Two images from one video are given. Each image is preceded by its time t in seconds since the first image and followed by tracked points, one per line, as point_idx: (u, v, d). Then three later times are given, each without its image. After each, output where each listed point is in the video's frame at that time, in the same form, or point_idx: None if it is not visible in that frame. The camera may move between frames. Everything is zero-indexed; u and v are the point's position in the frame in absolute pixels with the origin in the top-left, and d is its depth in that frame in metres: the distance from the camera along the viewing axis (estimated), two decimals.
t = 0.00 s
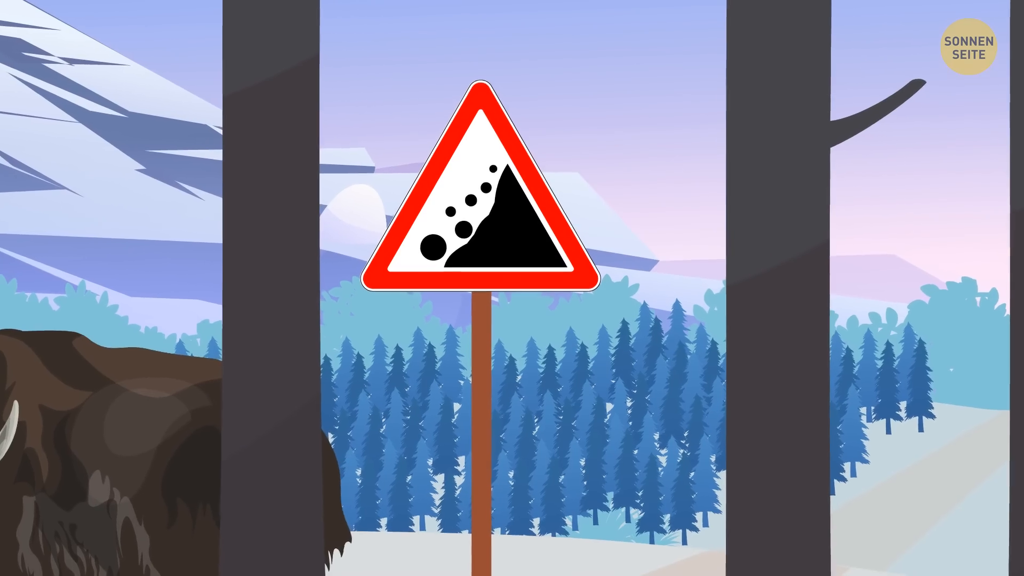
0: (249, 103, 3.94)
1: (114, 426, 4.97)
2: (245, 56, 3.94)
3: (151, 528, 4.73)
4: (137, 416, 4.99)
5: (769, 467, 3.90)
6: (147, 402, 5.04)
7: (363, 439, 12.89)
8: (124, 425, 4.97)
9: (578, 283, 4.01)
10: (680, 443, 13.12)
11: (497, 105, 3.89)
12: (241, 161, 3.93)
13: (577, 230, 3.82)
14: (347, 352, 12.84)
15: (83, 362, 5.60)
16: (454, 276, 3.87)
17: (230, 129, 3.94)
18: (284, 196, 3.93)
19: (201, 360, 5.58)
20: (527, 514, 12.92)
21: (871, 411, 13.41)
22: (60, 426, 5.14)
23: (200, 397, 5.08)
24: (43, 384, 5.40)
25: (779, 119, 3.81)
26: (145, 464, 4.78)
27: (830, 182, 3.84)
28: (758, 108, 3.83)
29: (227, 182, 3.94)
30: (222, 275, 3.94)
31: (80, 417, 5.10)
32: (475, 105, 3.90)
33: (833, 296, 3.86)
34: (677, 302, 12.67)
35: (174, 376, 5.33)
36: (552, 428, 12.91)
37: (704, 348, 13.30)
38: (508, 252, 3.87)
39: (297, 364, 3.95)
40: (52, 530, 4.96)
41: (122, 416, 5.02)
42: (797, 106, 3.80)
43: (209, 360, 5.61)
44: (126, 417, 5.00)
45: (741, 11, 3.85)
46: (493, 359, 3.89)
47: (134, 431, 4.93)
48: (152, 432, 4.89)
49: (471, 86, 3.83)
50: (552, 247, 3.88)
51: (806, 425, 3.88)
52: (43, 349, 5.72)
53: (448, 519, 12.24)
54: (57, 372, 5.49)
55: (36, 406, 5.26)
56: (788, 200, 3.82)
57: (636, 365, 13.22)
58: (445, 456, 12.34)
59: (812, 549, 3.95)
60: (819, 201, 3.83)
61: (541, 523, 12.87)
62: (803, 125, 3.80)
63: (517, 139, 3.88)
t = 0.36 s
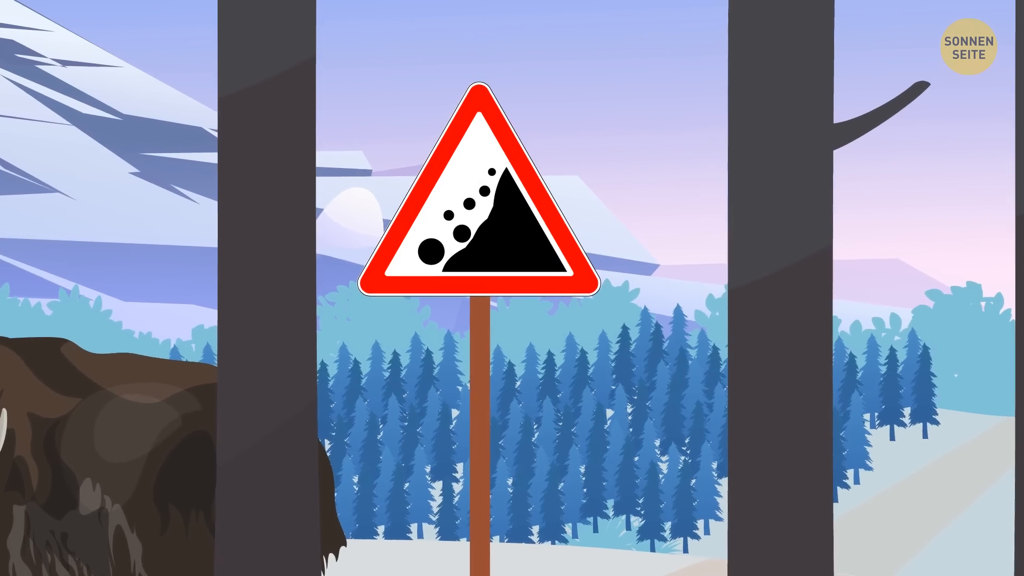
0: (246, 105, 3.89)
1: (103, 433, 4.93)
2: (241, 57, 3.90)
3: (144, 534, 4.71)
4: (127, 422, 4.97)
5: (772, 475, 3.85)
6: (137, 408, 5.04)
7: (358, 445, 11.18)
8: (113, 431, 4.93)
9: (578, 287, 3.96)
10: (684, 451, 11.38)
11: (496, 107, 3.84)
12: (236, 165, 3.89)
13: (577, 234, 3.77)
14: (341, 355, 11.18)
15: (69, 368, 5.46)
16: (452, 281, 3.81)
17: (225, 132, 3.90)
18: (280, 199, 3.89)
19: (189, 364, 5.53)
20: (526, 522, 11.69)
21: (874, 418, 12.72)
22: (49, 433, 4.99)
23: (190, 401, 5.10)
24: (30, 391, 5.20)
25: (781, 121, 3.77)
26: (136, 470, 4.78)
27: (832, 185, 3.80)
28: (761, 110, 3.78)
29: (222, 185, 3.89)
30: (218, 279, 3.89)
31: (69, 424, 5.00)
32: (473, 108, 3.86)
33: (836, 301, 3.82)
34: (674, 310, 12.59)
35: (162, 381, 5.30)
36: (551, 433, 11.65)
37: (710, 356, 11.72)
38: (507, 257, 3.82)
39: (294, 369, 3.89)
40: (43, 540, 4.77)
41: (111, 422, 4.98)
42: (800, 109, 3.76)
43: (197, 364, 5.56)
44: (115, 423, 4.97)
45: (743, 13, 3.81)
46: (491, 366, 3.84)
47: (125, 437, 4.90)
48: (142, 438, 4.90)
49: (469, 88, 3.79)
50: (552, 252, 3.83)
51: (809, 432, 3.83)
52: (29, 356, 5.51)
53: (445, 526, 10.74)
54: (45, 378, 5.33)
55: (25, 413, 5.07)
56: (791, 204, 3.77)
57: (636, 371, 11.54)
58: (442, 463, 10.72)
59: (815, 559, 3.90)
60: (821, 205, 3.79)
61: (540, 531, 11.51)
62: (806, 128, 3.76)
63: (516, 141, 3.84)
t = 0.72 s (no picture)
0: (243, 105, 3.86)
1: (105, 436, 4.87)
2: (239, 58, 3.87)
3: (143, 538, 4.62)
4: (129, 425, 4.89)
5: (772, 478, 3.83)
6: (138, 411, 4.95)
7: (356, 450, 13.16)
8: (115, 434, 4.86)
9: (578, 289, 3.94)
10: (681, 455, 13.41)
11: (495, 108, 3.82)
12: (232, 166, 3.86)
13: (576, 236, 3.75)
14: (342, 362, 13.39)
15: (74, 371, 5.47)
16: (451, 283, 3.79)
17: (222, 133, 3.87)
18: (277, 201, 3.86)
19: (194, 368, 5.46)
20: (527, 526, 13.19)
21: (878, 419, 14.48)
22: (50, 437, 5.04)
23: (193, 406, 4.96)
24: (31, 393, 5.28)
25: (782, 122, 3.75)
26: (136, 475, 4.68)
27: (834, 186, 3.77)
28: (761, 111, 3.76)
29: (220, 187, 3.87)
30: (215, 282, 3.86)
31: (70, 428, 4.99)
32: (472, 109, 3.84)
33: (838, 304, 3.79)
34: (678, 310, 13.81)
35: (164, 385, 5.21)
36: (552, 437, 13.25)
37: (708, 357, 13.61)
38: (507, 259, 3.80)
39: (291, 373, 3.87)
40: (41, 542, 4.86)
41: (113, 425, 4.91)
42: (801, 110, 3.74)
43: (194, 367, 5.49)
44: (117, 427, 4.89)
45: (743, 12, 3.79)
46: (490, 370, 3.82)
47: (126, 440, 4.82)
48: (143, 441, 4.80)
49: (468, 89, 3.77)
50: (552, 253, 3.81)
51: (809, 436, 3.80)
52: (31, 357, 5.66)
53: (444, 531, 12.93)
54: (45, 379, 5.39)
55: (26, 417, 5.14)
56: (792, 205, 3.75)
57: (636, 373, 13.81)
58: (441, 466, 12.82)
59: (818, 564, 3.87)
60: (823, 206, 3.77)
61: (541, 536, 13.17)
62: (807, 129, 3.74)
63: (515, 143, 3.81)
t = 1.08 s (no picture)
0: (254, 106, 3.90)
1: (118, 434, 4.91)
2: (248, 59, 3.91)
3: (155, 536, 4.68)
4: (142, 424, 4.94)
5: (776, 475, 3.86)
6: (152, 410, 5.00)
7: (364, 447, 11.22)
8: (129, 433, 4.91)
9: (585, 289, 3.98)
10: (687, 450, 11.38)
11: (501, 109, 3.87)
12: (242, 167, 3.90)
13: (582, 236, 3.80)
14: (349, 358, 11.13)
15: (88, 368, 5.51)
16: (458, 283, 3.84)
17: (232, 135, 3.91)
18: (287, 202, 3.90)
19: (206, 368, 5.45)
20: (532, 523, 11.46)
21: (879, 420, 11.83)
22: (64, 434, 5.07)
23: (206, 406, 5.03)
24: (46, 390, 5.33)
25: (786, 123, 3.79)
26: (150, 473, 4.73)
27: (837, 186, 3.81)
28: (765, 112, 3.80)
29: (229, 188, 3.91)
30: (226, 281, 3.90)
31: (85, 424, 5.03)
32: (479, 110, 3.89)
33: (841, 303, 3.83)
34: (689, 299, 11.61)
35: (177, 384, 5.23)
36: (558, 435, 11.38)
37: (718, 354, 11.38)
38: (513, 259, 3.85)
39: (300, 372, 3.91)
40: (54, 538, 4.89)
41: (127, 424, 4.96)
42: (805, 111, 3.78)
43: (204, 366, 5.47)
44: (132, 425, 4.95)
45: (748, 14, 3.83)
46: (496, 368, 3.85)
47: (140, 438, 4.88)
48: (157, 439, 4.85)
49: (476, 90, 3.82)
50: (558, 253, 3.85)
51: (812, 434, 3.84)
52: (46, 352, 5.65)
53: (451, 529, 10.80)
54: (60, 377, 5.43)
55: (41, 413, 5.19)
56: (795, 205, 3.79)
57: (641, 372, 11.62)
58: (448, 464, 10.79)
59: (823, 560, 3.91)
60: (826, 205, 3.80)
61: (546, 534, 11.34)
62: (811, 130, 3.78)
63: (522, 144, 3.86)
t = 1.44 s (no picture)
0: (311, 113, 4.17)
1: (186, 420, 5.22)
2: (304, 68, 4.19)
3: (219, 516, 5.02)
4: (208, 411, 5.24)
5: (799, 459, 4.12)
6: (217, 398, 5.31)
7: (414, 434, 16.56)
8: (196, 419, 5.22)
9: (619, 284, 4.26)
10: (713, 437, 16.79)
11: (542, 115, 4.13)
12: (300, 170, 4.18)
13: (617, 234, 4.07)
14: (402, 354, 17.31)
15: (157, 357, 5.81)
16: (501, 279, 4.11)
17: (290, 140, 4.19)
18: (340, 203, 4.18)
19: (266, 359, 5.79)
20: (570, 502, 16.22)
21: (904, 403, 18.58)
22: (134, 419, 5.40)
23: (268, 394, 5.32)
24: (119, 378, 5.63)
25: (807, 129, 4.06)
26: (214, 457, 5.06)
27: (855, 187, 4.08)
28: (787, 118, 4.07)
29: (287, 190, 4.19)
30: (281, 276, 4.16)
31: (156, 410, 5.35)
32: (521, 117, 4.16)
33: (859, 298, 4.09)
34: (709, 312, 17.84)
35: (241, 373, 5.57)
36: (596, 420, 16.79)
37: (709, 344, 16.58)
38: (552, 257, 4.11)
39: (353, 362, 4.17)
40: (123, 517, 5.28)
41: (194, 411, 5.26)
42: (825, 118, 4.05)
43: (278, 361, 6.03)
44: (199, 412, 5.25)
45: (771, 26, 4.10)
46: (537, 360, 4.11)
47: (205, 425, 5.18)
48: (223, 425, 5.16)
49: (518, 99, 4.09)
50: (594, 252, 4.13)
51: (833, 421, 4.10)
52: (117, 340, 5.97)
53: (493, 505, 16.01)
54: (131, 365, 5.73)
55: (113, 399, 5.51)
56: (816, 205, 4.05)
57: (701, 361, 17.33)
58: (493, 448, 16.15)
59: (843, 539, 4.16)
60: (844, 206, 4.08)
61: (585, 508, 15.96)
62: (831, 135, 4.06)
63: (561, 149, 4.13)
